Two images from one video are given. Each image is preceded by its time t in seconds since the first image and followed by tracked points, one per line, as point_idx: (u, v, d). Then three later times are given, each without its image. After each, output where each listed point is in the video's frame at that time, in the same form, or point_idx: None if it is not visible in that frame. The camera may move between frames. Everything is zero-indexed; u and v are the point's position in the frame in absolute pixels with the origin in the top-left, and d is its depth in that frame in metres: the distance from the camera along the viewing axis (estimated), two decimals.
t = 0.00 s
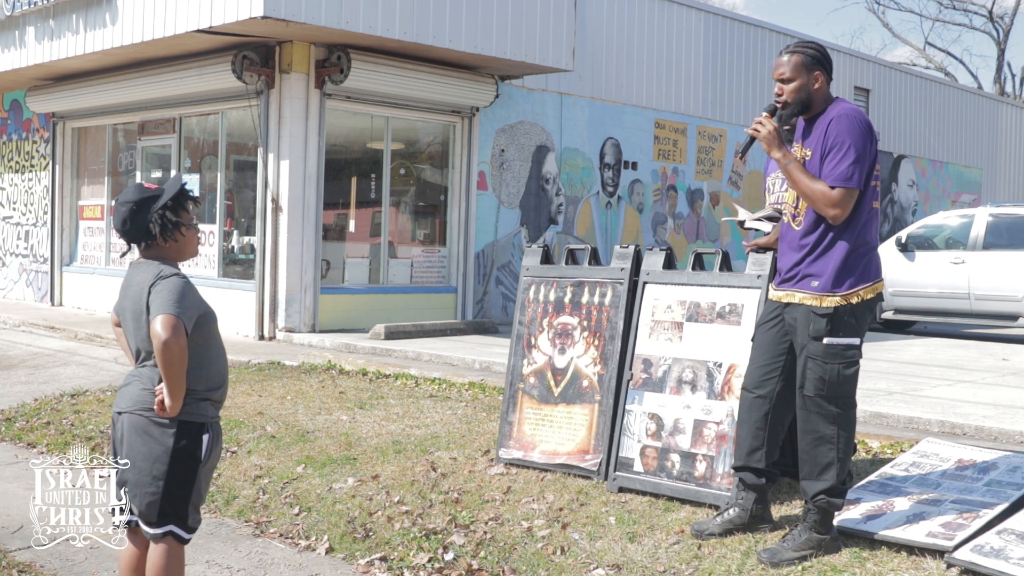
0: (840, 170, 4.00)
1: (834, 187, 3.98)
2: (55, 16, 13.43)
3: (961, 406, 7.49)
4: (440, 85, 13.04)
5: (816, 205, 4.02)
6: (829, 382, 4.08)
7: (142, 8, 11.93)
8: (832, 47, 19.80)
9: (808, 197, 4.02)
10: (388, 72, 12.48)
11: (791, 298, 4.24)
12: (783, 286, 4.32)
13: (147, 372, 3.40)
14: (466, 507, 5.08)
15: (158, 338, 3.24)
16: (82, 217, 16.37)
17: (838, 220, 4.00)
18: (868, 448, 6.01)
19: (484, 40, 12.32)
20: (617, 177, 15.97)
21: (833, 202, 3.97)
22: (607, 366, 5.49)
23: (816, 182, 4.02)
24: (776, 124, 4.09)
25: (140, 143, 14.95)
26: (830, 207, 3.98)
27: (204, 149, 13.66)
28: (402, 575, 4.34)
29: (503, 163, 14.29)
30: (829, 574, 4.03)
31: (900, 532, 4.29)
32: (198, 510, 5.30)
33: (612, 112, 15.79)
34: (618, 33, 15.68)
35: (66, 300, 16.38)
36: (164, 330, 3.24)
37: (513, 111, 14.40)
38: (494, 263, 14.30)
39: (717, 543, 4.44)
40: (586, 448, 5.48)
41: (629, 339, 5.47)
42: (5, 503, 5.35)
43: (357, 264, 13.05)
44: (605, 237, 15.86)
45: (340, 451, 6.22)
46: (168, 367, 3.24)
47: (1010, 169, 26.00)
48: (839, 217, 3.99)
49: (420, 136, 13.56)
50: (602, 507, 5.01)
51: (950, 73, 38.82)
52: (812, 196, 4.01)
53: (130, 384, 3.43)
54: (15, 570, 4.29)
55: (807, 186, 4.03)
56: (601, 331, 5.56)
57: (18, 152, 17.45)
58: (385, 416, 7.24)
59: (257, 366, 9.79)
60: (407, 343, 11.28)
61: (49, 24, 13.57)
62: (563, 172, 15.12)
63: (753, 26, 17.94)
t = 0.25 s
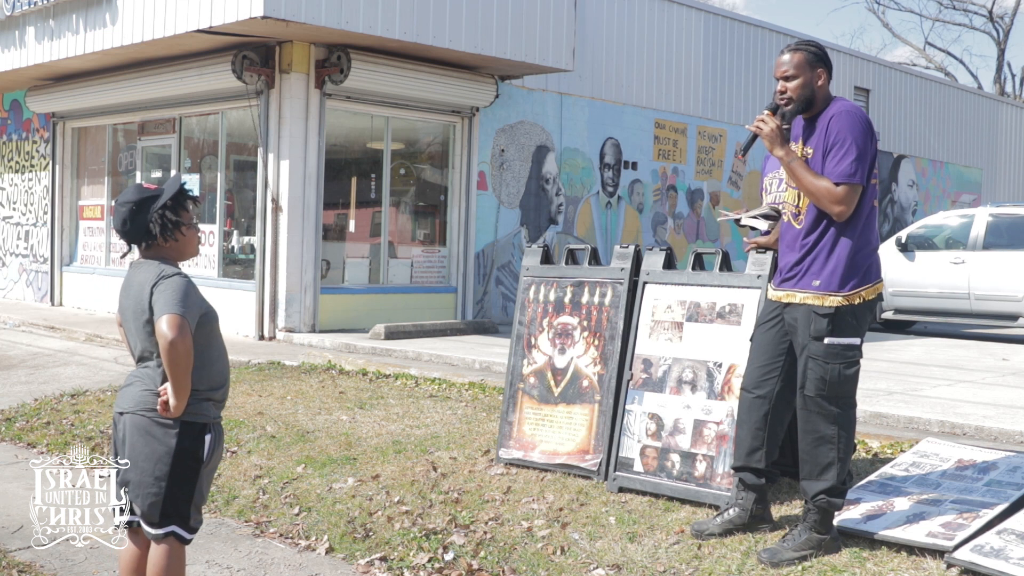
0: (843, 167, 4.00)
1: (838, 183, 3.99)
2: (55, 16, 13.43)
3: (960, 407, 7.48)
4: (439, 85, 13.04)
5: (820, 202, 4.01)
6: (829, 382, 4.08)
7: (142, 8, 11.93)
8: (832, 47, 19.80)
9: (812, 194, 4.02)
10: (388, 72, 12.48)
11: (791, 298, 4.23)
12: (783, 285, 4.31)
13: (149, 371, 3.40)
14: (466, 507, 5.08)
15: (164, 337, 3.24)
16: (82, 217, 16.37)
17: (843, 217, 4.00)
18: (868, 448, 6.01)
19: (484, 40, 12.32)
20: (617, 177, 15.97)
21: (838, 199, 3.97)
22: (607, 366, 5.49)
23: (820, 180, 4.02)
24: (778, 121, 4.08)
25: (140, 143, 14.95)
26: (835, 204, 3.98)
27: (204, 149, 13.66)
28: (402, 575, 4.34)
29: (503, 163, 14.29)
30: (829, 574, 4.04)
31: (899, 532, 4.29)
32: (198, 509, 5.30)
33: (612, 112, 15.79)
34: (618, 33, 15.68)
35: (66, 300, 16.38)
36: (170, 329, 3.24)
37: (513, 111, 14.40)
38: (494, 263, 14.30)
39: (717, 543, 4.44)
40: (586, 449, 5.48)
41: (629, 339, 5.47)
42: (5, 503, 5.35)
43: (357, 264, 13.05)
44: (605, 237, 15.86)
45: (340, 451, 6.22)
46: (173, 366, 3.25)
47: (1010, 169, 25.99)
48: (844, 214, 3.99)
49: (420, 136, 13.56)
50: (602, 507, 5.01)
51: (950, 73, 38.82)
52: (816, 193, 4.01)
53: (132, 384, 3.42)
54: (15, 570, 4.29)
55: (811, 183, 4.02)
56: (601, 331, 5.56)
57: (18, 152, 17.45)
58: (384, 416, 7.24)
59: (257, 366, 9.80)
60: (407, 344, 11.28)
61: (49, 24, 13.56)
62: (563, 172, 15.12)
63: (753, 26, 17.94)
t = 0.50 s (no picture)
0: (843, 169, 4.01)
1: (838, 185, 3.99)
2: (55, 16, 13.43)
3: (960, 406, 7.49)
4: (440, 85, 13.04)
5: (820, 204, 4.01)
6: (829, 382, 4.08)
7: (142, 8, 11.93)
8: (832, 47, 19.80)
9: (811, 195, 4.02)
10: (389, 72, 12.48)
11: (791, 298, 4.23)
12: (782, 286, 4.30)
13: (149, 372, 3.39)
14: (466, 507, 5.08)
15: (168, 337, 3.24)
16: (82, 217, 16.37)
17: (842, 219, 4.00)
18: (868, 449, 6.01)
19: (484, 40, 12.32)
20: (617, 177, 15.97)
21: (837, 201, 3.97)
22: (607, 366, 5.50)
23: (819, 181, 4.02)
24: (777, 123, 4.08)
25: (140, 143, 14.95)
26: (835, 206, 3.98)
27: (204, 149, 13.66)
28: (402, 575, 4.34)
29: (503, 163, 14.29)
30: (829, 574, 4.04)
31: (899, 532, 4.29)
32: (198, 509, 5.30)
33: (612, 112, 15.79)
34: (618, 33, 15.68)
35: (66, 300, 16.38)
36: (174, 329, 3.24)
37: (513, 111, 14.40)
38: (494, 263, 14.31)
39: (717, 543, 4.44)
40: (586, 449, 5.48)
41: (629, 339, 5.47)
42: (5, 503, 5.35)
43: (357, 264, 13.05)
44: (605, 237, 15.86)
45: (340, 451, 6.22)
46: (177, 366, 3.25)
47: (1010, 169, 25.99)
48: (843, 215, 4.00)
49: (420, 136, 13.56)
50: (602, 507, 5.01)
51: (950, 73, 38.78)
52: (816, 195, 4.01)
53: (133, 385, 3.42)
54: (15, 570, 4.29)
55: (810, 184, 4.02)
56: (601, 331, 5.56)
57: (18, 152, 17.45)
58: (384, 416, 7.24)
59: (257, 366, 9.79)
60: (407, 344, 11.28)
61: (49, 25, 13.56)
62: (563, 172, 15.12)
63: (753, 26, 17.94)
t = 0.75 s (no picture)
0: (841, 169, 4.00)
1: (835, 185, 3.99)
2: (55, 16, 13.43)
3: (961, 406, 7.49)
4: (440, 85, 13.04)
5: (818, 204, 4.01)
6: (828, 382, 4.08)
7: (142, 8, 11.93)
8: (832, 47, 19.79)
9: (809, 195, 4.02)
10: (389, 72, 12.48)
11: (789, 298, 4.23)
12: (780, 286, 4.31)
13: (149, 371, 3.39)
14: (466, 507, 5.08)
15: (169, 336, 3.24)
16: (82, 217, 16.37)
17: (839, 219, 4.00)
18: (868, 448, 6.01)
19: (484, 40, 12.32)
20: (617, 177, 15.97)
21: (835, 201, 3.97)
22: (607, 366, 5.50)
23: (817, 181, 4.02)
24: (776, 122, 4.08)
25: (140, 143, 14.95)
26: (833, 206, 3.98)
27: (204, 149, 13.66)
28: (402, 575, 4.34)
29: (503, 163, 14.29)
30: (829, 574, 4.04)
31: (899, 532, 4.29)
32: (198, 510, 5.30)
33: (612, 112, 15.79)
34: (618, 33, 15.68)
35: (66, 300, 16.38)
36: (174, 328, 3.24)
37: (513, 111, 14.40)
38: (494, 263, 14.30)
39: (717, 543, 4.44)
40: (586, 449, 5.48)
41: (629, 339, 5.47)
42: (5, 503, 5.35)
43: (357, 264, 13.05)
44: (605, 237, 15.85)
45: (340, 451, 6.22)
46: (178, 366, 3.24)
47: (1011, 169, 25.98)
48: (841, 215, 3.99)
49: (420, 136, 13.56)
50: (602, 507, 5.01)
51: (950, 73, 38.73)
52: (814, 195, 4.01)
53: (132, 385, 3.42)
54: (15, 570, 4.29)
55: (808, 185, 4.02)
56: (601, 331, 5.56)
57: (18, 152, 17.45)
58: (384, 416, 7.24)
59: (257, 366, 9.80)
60: (407, 344, 11.28)
61: (49, 24, 13.56)
62: (563, 172, 15.12)
63: (753, 26, 17.94)
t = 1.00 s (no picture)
0: (837, 169, 4.00)
1: (831, 185, 3.99)
2: (55, 16, 13.43)
3: (960, 406, 7.49)
4: (440, 85, 13.04)
5: (814, 204, 4.02)
6: (827, 382, 4.08)
7: (142, 8, 11.93)
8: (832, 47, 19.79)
9: (805, 195, 4.02)
10: (389, 72, 12.48)
11: (787, 298, 4.23)
12: (778, 285, 4.31)
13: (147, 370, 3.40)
14: (466, 507, 5.08)
15: (167, 336, 3.24)
16: (82, 217, 16.37)
17: (835, 218, 4.00)
18: (868, 449, 6.01)
19: (484, 40, 12.32)
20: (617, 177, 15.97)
21: (831, 201, 3.97)
22: (607, 366, 5.50)
23: (813, 181, 4.02)
24: (773, 122, 4.09)
25: (140, 143, 14.95)
26: (828, 206, 3.98)
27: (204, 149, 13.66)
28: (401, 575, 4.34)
29: (504, 163, 14.29)
30: (829, 574, 4.04)
31: (900, 532, 4.29)
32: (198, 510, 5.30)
33: (612, 112, 15.79)
34: (618, 33, 15.68)
35: (66, 300, 16.38)
36: (172, 329, 3.24)
37: (513, 111, 14.40)
38: (494, 263, 14.30)
39: (718, 543, 4.44)
40: (586, 449, 5.48)
41: (629, 339, 5.47)
42: (5, 503, 5.35)
43: (357, 264, 13.05)
44: (605, 237, 15.85)
45: (340, 451, 6.22)
46: (175, 366, 3.25)
47: (1011, 169, 25.98)
48: (837, 215, 3.99)
49: (420, 136, 13.56)
50: (602, 507, 5.01)
51: (950, 73, 38.72)
52: (810, 195, 4.01)
53: (130, 385, 3.42)
54: (15, 570, 4.29)
55: (805, 184, 4.02)
56: (601, 331, 5.56)
57: (18, 152, 17.45)
58: (384, 416, 7.24)
59: (257, 366, 9.80)
60: (407, 344, 11.28)
61: (49, 24, 13.57)
62: (563, 172, 15.12)
63: (753, 26, 17.94)
